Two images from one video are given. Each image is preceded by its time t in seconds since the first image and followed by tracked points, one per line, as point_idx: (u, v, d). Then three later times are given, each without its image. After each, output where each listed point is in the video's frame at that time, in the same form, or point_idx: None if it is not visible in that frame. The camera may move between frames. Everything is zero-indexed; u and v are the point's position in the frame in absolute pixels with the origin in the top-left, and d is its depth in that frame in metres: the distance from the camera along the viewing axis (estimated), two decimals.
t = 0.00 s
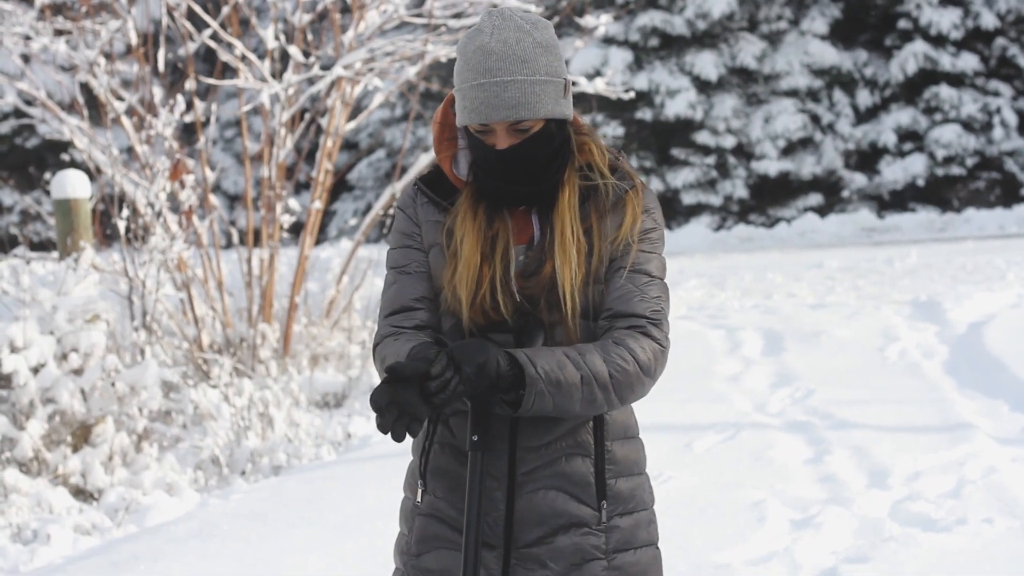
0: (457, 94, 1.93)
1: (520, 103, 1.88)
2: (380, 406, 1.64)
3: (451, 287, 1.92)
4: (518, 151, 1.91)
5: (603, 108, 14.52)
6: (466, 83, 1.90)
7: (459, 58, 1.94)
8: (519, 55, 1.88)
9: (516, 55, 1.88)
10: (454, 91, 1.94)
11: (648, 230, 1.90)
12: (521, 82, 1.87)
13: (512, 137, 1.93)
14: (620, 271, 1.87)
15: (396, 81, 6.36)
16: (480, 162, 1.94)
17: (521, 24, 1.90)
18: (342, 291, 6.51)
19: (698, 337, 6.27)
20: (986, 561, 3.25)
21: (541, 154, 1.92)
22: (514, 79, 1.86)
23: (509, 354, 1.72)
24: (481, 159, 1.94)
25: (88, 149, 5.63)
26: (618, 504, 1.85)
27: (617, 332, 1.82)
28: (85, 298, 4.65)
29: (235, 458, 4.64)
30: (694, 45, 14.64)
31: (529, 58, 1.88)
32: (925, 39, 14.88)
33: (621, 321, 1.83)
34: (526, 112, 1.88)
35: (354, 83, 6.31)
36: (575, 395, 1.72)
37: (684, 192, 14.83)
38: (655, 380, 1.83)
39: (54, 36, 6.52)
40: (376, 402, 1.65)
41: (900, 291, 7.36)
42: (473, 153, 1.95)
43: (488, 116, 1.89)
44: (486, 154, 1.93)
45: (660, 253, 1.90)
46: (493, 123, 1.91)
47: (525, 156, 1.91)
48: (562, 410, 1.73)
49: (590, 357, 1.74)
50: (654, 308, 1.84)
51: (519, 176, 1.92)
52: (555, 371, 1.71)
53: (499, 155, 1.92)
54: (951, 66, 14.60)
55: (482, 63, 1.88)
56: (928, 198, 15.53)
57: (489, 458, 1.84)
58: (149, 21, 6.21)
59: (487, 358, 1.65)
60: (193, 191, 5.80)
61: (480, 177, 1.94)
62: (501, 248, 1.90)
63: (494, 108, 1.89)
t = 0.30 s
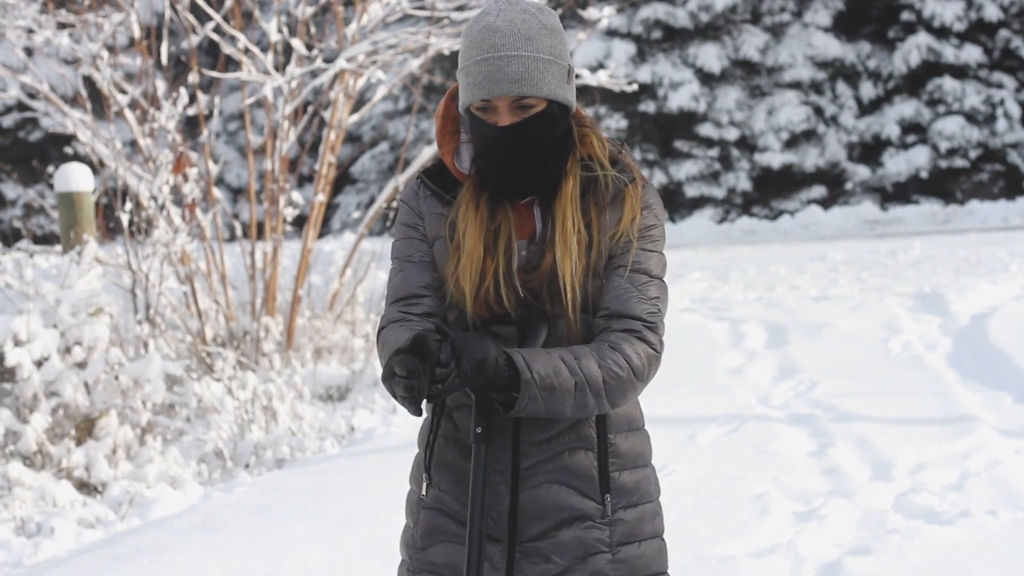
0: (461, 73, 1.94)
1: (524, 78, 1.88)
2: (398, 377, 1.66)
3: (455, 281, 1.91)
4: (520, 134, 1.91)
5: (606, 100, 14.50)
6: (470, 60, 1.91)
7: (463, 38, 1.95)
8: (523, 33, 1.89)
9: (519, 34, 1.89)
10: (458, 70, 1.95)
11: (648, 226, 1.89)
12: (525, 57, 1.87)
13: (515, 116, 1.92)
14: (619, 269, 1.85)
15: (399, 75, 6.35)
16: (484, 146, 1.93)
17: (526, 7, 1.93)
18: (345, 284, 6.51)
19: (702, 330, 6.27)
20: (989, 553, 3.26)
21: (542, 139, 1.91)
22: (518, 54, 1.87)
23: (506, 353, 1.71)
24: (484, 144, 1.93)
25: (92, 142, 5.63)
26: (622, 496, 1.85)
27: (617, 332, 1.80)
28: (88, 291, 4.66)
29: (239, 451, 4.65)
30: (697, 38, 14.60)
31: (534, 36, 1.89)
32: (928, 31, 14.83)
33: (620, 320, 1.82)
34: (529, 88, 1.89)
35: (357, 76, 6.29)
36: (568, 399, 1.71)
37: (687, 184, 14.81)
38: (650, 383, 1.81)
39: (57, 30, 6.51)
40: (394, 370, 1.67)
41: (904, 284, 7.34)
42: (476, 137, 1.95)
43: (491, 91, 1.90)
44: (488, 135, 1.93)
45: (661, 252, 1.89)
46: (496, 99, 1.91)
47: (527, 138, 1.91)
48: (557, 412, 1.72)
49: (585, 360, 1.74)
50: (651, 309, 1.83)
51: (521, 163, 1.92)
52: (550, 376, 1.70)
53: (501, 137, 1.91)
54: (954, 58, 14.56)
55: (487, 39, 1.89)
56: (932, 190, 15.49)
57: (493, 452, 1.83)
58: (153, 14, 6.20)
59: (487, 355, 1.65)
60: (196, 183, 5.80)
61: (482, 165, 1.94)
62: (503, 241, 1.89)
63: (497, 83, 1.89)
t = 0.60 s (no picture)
0: (456, 67, 1.93)
1: (518, 68, 1.88)
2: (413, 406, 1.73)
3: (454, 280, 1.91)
4: (516, 127, 1.90)
5: (607, 99, 14.50)
6: (466, 53, 1.90)
7: (458, 33, 1.95)
8: (518, 26, 1.89)
9: (513, 27, 1.89)
10: (453, 64, 1.94)
11: (644, 222, 1.88)
12: (519, 48, 1.87)
13: (510, 108, 1.92)
14: (617, 267, 1.85)
15: (400, 74, 6.34)
16: (480, 140, 1.92)
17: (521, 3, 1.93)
18: (346, 284, 6.51)
19: (703, 329, 6.28)
20: (989, 553, 3.26)
21: (538, 133, 1.91)
22: (512, 44, 1.87)
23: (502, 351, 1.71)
24: (481, 139, 1.93)
25: (92, 141, 5.63)
26: (621, 495, 1.84)
27: (614, 331, 1.80)
28: (89, 290, 4.66)
29: (239, 450, 4.65)
30: (698, 37, 14.60)
31: (528, 29, 1.89)
32: (930, 30, 14.81)
33: (617, 319, 1.81)
34: (524, 79, 1.88)
35: (358, 75, 6.28)
36: (563, 398, 1.71)
37: (688, 184, 14.81)
38: (645, 382, 1.81)
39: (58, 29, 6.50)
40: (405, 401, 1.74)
41: (905, 283, 7.34)
42: (472, 131, 1.94)
43: (485, 82, 1.89)
44: (483, 128, 1.92)
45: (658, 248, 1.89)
46: (491, 91, 1.91)
47: (523, 131, 1.90)
48: (553, 410, 1.72)
49: (584, 358, 1.73)
50: (648, 307, 1.83)
51: (518, 158, 1.91)
52: (546, 374, 1.70)
53: (498, 131, 1.91)
54: (955, 58, 14.53)
55: (482, 31, 1.89)
56: (932, 189, 15.48)
57: (492, 451, 1.83)
58: (154, 13, 6.19)
59: (484, 353, 1.65)
60: (197, 183, 5.80)
61: (479, 161, 1.93)
62: (501, 239, 1.89)
63: (491, 74, 1.89)
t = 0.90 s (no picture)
0: (446, 60, 1.92)
1: (510, 58, 1.87)
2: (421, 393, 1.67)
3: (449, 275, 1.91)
4: (508, 119, 1.90)
5: (604, 98, 14.49)
6: (457, 44, 1.89)
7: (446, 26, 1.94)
8: (507, 17, 1.89)
9: (502, 18, 1.89)
10: (443, 56, 1.93)
11: (636, 212, 1.89)
12: (510, 38, 1.87)
13: (500, 98, 1.92)
14: (610, 258, 1.86)
15: (397, 72, 6.33)
16: (472, 133, 1.92)
17: None
18: (343, 283, 6.50)
19: (700, 327, 6.28)
20: (986, 550, 3.26)
21: (529, 125, 1.91)
22: (504, 35, 1.86)
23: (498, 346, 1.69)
24: (473, 132, 1.92)
25: (89, 140, 5.62)
26: (620, 487, 1.85)
27: (607, 323, 1.80)
28: (85, 289, 4.65)
29: (236, 449, 4.65)
30: (695, 36, 14.60)
31: (518, 21, 1.89)
32: (926, 29, 14.83)
33: (609, 310, 1.81)
34: (515, 69, 1.88)
35: (355, 74, 6.28)
36: (560, 393, 1.71)
37: (684, 183, 14.82)
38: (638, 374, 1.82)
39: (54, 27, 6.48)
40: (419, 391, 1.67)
41: (902, 282, 7.34)
42: (463, 124, 1.94)
43: (476, 72, 1.89)
44: (475, 119, 1.92)
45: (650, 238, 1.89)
46: (482, 81, 1.91)
47: (514, 122, 1.90)
48: (550, 404, 1.71)
49: (577, 348, 1.73)
50: (640, 297, 1.83)
51: (510, 149, 1.91)
52: (542, 369, 1.69)
53: (490, 122, 1.90)
54: (952, 57, 14.55)
55: (472, 23, 1.88)
56: (929, 188, 15.49)
57: (490, 447, 1.83)
58: (150, 12, 6.18)
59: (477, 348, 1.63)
60: (193, 181, 5.79)
61: (470, 155, 1.93)
62: (494, 232, 1.89)
63: (483, 63, 1.88)
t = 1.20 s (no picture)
0: (458, 60, 1.91)
1: (525, 62, 1.87)
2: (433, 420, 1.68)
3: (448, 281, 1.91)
4: (518, 123, 1.89)
5: (607, 100, 14.49)
6: (471, 46, 1.89)
7: (460, 28, 1.94)
8: (522, 20, 1.89)
9: (517, 21, 1.89)
10: (455, 57, 1.92)
11: (646, 224, 1.90)
12: (525, 42, 1.87)
13: (513, 103, 1.91)
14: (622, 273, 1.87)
15: (401, 75, 6.33)
16: (481, 137, 1.91)
17: None
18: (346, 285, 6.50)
19: (704, 329, 6.27)
20: (991, 552, 3.26)
21: (539, 131, 1.91)
22: (519, 39, 1.86)
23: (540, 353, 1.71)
24: (482, 136, 1.92)
25: (93, 143, 5.62)
26: (624, 493, 1.84)
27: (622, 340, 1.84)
28: (90, 292, 4.66)
29: (240, 451, 4.65)
30: (698, 38, 14.60)
31: (533, 24, 1.89)
32: (930, 30, 14.80)
33: (624, 327, 1.85)
34: (530, 73, 1.88)
35: (359, 76, 6.27)
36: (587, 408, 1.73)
37: (688, 184, 14.83)
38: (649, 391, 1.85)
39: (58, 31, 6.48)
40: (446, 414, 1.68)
41: (906, 283, 7.32)
42: (472, 127, 1.93)
43: (490, 76, 1.88)
44: (486, 123, 1.91)
45: (660, 251, 1.91)
46: (495, 84, 1.90)
47: (525, 128, 1.89)
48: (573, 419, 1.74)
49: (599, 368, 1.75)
50: (658, 319, 1.88)
51: (518, 154, 1.91)
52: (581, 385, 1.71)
53: (500, 125, 1.90)
54: (956, 57, 14.53)
55: (487, 25, 1.88)
56: (933, 189, 15.47)
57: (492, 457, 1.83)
58: (154, 15, 6.18)
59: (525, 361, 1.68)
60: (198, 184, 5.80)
61: (477, 158, 1.92)
62: (498, 238, 1.89)
63: (497, 67, 1.87)
